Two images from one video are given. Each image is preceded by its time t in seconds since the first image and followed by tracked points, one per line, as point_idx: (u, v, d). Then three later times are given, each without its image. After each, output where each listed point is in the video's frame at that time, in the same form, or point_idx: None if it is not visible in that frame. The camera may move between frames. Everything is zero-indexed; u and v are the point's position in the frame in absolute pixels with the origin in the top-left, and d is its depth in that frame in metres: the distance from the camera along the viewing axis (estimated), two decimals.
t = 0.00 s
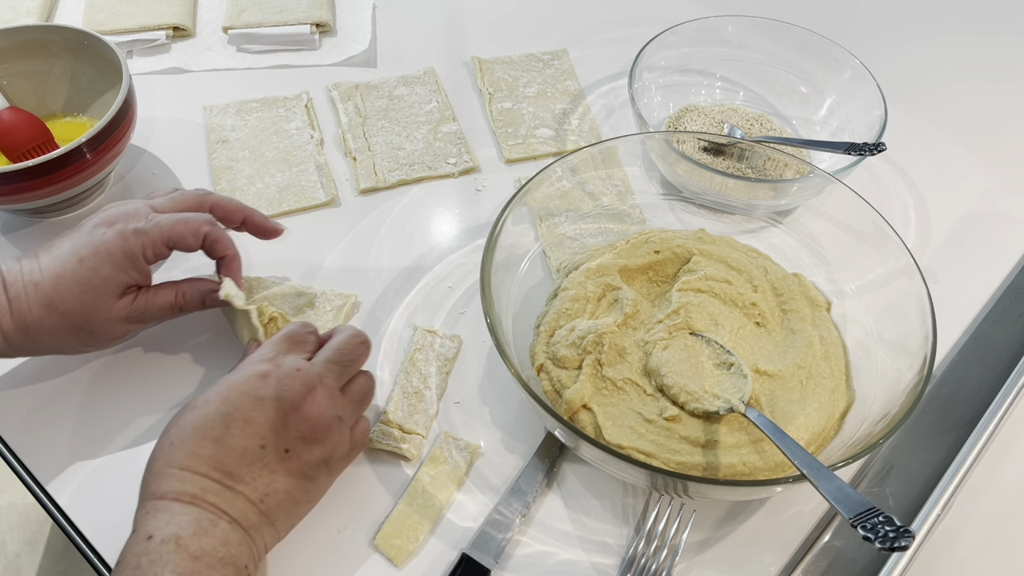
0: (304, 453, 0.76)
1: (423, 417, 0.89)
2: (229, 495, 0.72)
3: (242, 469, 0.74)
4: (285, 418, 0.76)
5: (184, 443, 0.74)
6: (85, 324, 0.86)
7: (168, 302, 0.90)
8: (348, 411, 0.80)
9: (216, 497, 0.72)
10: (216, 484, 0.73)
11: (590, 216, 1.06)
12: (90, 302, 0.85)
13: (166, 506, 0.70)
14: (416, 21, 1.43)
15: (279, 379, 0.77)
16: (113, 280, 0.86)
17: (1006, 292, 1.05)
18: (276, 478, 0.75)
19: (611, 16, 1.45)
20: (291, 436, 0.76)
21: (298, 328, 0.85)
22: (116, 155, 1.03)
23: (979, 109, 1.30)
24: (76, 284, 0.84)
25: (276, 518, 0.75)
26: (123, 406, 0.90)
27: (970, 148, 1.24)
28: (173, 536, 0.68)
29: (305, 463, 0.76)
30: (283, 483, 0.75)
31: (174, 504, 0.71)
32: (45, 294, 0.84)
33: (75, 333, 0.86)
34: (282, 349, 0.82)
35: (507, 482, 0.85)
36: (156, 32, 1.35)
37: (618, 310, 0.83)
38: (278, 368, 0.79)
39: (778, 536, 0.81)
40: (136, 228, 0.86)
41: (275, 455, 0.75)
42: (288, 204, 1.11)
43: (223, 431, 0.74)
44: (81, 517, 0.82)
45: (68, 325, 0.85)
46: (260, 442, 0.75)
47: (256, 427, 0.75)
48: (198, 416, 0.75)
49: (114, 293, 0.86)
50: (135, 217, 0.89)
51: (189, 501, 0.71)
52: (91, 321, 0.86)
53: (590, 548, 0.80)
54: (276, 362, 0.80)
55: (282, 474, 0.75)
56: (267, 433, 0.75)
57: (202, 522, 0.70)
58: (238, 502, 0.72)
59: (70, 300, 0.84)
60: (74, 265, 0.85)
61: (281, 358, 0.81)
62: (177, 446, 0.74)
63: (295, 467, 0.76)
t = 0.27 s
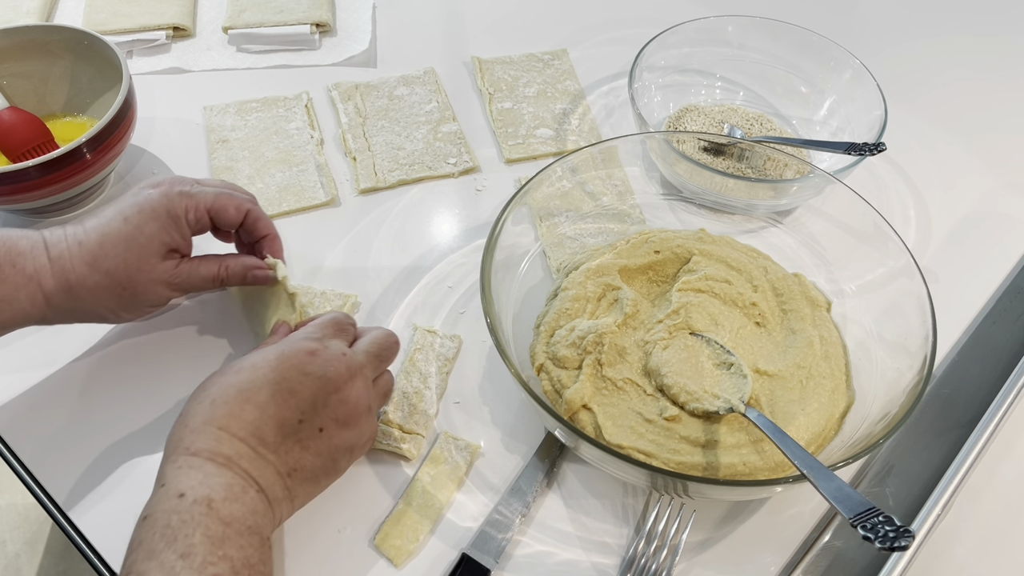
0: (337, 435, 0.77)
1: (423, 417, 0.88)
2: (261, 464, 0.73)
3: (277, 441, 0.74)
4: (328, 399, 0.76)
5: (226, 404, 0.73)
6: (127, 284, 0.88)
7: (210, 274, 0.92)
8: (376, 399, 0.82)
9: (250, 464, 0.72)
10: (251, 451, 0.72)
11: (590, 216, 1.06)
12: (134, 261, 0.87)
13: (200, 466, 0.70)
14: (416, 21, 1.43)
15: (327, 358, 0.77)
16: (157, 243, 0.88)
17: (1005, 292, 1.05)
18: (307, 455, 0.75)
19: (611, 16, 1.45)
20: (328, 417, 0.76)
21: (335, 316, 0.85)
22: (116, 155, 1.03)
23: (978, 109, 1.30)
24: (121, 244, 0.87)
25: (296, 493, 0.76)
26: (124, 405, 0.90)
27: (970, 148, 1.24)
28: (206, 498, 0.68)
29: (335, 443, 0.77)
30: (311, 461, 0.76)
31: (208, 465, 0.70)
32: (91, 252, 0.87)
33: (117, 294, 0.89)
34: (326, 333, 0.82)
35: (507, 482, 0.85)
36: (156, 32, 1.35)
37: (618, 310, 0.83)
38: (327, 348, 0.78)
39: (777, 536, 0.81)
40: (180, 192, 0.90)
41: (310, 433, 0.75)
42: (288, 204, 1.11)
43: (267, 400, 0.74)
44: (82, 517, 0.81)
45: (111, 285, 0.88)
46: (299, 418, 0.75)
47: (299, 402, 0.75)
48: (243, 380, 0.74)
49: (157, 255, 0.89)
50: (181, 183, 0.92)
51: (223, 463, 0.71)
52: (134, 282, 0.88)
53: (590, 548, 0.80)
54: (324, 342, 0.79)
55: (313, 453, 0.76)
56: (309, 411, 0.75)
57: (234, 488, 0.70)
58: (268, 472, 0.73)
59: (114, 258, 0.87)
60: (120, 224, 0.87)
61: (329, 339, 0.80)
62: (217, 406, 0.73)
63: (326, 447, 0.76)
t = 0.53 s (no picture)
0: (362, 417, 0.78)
1: (423, 417, 0.88)
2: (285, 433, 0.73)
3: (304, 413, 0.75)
4: (358, 378, 0.77)
5: (258, 372, 0.74)
6: (179, 254, 0.88)
7: (257, 259, 0.94)
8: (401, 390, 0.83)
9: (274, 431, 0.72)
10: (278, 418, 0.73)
11: (590, 216, 1.06)
12: (190, 230, 0.88)
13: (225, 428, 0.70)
14: (416, 21, 1.43)
15: (360, 340, 0.78)
16: (212, 217, 0.89)
17: (1005, 292, 1.05)
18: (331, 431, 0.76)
19: (611, 16, 1.45)
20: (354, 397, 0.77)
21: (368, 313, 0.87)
22: (116, 155, 1.03)
23: (979, 109, 1.30)
24: (178, 214, 0.87)
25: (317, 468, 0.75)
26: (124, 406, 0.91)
27: (970, 148, 1.24)
28: (227, 459, 0.67)
29: (360, 424, 0.77)
30: (334, 439, 0.76)
31: (233, 427, 0.70)
32: (149, 219, 0.86)
33: (170, 262, 0.88)
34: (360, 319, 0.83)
35: (507, 482, 0.85)
36: (156, 32, 1.35)
37: (618, 310, 0.83)
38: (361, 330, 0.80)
39: (777, 536, 0.81)
40: (235, 171, 0.92)
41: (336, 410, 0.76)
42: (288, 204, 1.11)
43: (300, 370, 0.75)
44: (83, 517, 0.82)
45: (165, 252, 0.87)
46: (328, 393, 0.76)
47: (330, 376, 0.76)
48: (278, 350, 0.76)
49: (211, 228, 0.90)
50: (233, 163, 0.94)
51: (247, 427, 0.71)
52: (188, 252, 0.88)
53: (590, 548, 0.80)
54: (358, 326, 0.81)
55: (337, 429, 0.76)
56: (338, 387, 0.76)
57: (257, 452, 0.70)
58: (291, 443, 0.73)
59: (170, 225, 0.87)
60: (177, 194, 0.88)
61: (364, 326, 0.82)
62: (250, 373, 0.74)
63: (350, 426, 0.77)
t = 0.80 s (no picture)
0: (372, 411, 0.78)
1: (423, 417, 0.88)
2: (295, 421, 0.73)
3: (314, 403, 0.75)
4: (369, 372, 0.78)
5: (271, 360, 0.75)
6: (217, 244, 0.87)
7: (284, 261, 0.92)
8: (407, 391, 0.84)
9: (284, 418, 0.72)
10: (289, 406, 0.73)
11: (590, 216, 1.06)
12: (228, 220, 0.88)
13: (235, 412, 0.69)
14: (416, 22, 1.43)
15: (373, 335, 0.80)
16: (246, 211, 0.90)
17: (1006, 292, 1.05)
18: (340, 422, 0.76)
19: (611, 16, 1.45)
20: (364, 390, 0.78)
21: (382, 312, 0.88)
22: (116, 155, 1.03)
23: (978, 109, 1.30)
24: (216, 205, 0.87)
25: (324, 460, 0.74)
26: (124, 406, 0.91)
27: (970, 148, 1.24)
28: (235, 441, 0.66)
29: (369, 417, 0.78)
30: (343, 430, 0.76)
31: (244, 410, 0.70)
32: (188, 207, 0.86)
33: (207, 252, 0.87)
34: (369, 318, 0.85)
35: (507, 482, 0.85)
36: (156, 32, 1.35)
37: (618, 310, 0.83)
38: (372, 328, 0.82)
39: (777, 536, 0.81)
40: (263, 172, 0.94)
41: (346, 403, 0.77)
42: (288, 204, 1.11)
43: (314, 360, 0.76)
44: (81, 516, 0.82)
45: (204, 241, 0.86)
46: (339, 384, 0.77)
47: (342, 369, 0.77)
48: (293, 341, 0.77)
49: (247, 221, 0.90)
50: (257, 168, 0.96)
51: (257, 412, 0.70)
52: (225, 242, 0.88)
53: (590, 548, 0.80)
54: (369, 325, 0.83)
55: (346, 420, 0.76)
56: (349, 380, 0.77)
57: (266, 435, 0.69)
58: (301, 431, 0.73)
59: (210, 214, 0.87)
60: (212, 187, 0.88)
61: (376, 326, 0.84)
62: (263, 362, 0.75)
63: (359, 419, 0.77)
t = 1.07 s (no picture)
0: (355, 398, 0.72)
1: (423, 417, 0.88)
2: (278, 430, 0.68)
3: (292, 408, 0.68)
4: (337, 360, 0.71)
5: (235, 376, 0.69)
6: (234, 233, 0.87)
7: (295, 260, 0.92)
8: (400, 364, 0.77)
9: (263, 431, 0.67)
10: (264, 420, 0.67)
11: (590, 216, 1.06)
12: (244, 210, 0.88)
13: (213, 434, 0.66)
14: (416, 22, 1.43)
15: (332, 325, 0.73)
16: (258, 203, 0.90)
17: (1006, 292, 1.05)
18: (324, 418, 0.70)
19: (611, 16, 1.45)
20: (340, 378, 0.71)
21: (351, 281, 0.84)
22: (116, 155, 1.03)
23: (978, 109, 1.30)
24: (231, 196, 0.88)
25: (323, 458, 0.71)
26: (124, 406, 0.91)
27: (970, 148, 1.24)
28: (215, 467, 0.64)
29: (354, 405, 0.71)
30: (330, 424, 0.70)
31: (220, 435, 0.66)
32: (205, 198, 0.87)
33: (228, 241, 0.87)
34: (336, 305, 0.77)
35: (507, 482, 0.85)
36: (156, 32, 1.35)
37: (618, 310, 0.83)
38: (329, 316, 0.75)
39: (777, 536, 0.81)
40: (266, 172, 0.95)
41: (324, 397, 0.70)
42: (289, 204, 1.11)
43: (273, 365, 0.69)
44: (82, 515, 0.82)
45: (223, 231, 0.86)
46: (308, 382, 0.69)
47: (306, 365, 0.69)
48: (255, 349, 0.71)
49: (261, 213, 0.90)
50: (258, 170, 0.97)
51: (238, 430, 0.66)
52: (245, 231, 0.88)
53: (590, 548, 0.80)
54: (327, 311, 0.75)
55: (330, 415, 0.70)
56: (317, 373, 0.70)
57: (247, 454, 0.65)
58: (287, 438, 0.68)
59: (226, 204, 0.87)
60: (224, 181, 0.89)
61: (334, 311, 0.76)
62: (230, 378, 0.69)
63: (345, 410, 0.71)
